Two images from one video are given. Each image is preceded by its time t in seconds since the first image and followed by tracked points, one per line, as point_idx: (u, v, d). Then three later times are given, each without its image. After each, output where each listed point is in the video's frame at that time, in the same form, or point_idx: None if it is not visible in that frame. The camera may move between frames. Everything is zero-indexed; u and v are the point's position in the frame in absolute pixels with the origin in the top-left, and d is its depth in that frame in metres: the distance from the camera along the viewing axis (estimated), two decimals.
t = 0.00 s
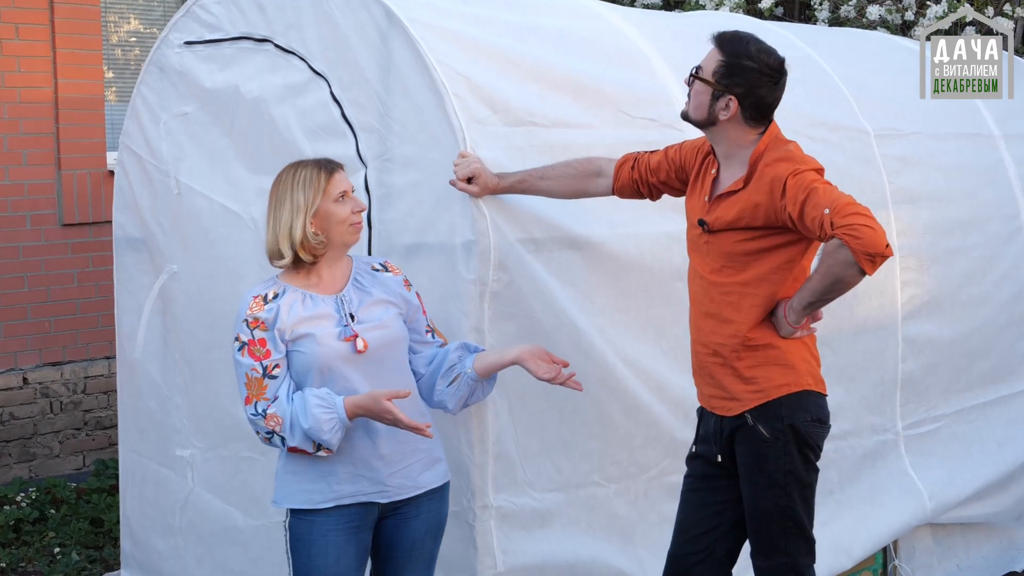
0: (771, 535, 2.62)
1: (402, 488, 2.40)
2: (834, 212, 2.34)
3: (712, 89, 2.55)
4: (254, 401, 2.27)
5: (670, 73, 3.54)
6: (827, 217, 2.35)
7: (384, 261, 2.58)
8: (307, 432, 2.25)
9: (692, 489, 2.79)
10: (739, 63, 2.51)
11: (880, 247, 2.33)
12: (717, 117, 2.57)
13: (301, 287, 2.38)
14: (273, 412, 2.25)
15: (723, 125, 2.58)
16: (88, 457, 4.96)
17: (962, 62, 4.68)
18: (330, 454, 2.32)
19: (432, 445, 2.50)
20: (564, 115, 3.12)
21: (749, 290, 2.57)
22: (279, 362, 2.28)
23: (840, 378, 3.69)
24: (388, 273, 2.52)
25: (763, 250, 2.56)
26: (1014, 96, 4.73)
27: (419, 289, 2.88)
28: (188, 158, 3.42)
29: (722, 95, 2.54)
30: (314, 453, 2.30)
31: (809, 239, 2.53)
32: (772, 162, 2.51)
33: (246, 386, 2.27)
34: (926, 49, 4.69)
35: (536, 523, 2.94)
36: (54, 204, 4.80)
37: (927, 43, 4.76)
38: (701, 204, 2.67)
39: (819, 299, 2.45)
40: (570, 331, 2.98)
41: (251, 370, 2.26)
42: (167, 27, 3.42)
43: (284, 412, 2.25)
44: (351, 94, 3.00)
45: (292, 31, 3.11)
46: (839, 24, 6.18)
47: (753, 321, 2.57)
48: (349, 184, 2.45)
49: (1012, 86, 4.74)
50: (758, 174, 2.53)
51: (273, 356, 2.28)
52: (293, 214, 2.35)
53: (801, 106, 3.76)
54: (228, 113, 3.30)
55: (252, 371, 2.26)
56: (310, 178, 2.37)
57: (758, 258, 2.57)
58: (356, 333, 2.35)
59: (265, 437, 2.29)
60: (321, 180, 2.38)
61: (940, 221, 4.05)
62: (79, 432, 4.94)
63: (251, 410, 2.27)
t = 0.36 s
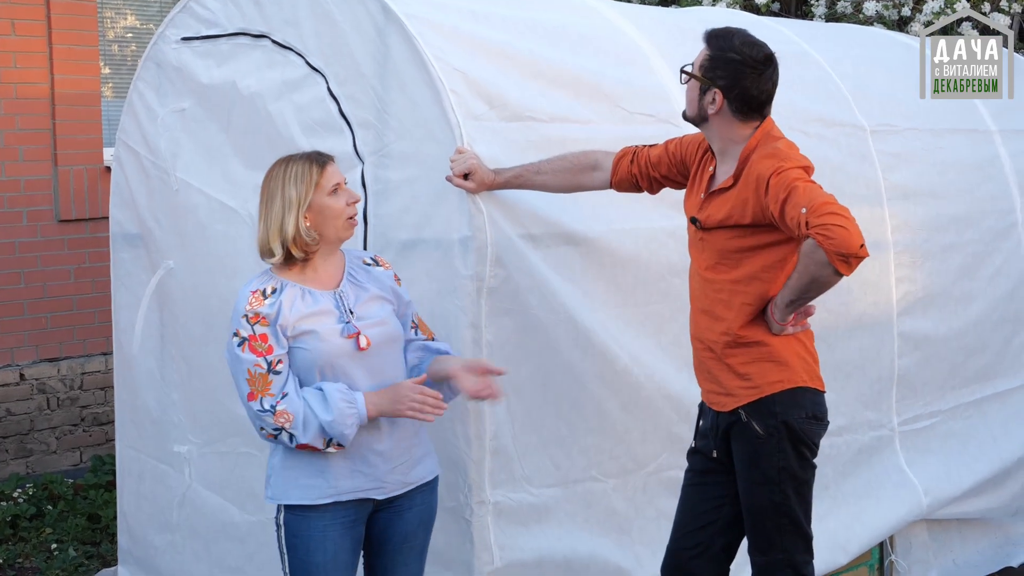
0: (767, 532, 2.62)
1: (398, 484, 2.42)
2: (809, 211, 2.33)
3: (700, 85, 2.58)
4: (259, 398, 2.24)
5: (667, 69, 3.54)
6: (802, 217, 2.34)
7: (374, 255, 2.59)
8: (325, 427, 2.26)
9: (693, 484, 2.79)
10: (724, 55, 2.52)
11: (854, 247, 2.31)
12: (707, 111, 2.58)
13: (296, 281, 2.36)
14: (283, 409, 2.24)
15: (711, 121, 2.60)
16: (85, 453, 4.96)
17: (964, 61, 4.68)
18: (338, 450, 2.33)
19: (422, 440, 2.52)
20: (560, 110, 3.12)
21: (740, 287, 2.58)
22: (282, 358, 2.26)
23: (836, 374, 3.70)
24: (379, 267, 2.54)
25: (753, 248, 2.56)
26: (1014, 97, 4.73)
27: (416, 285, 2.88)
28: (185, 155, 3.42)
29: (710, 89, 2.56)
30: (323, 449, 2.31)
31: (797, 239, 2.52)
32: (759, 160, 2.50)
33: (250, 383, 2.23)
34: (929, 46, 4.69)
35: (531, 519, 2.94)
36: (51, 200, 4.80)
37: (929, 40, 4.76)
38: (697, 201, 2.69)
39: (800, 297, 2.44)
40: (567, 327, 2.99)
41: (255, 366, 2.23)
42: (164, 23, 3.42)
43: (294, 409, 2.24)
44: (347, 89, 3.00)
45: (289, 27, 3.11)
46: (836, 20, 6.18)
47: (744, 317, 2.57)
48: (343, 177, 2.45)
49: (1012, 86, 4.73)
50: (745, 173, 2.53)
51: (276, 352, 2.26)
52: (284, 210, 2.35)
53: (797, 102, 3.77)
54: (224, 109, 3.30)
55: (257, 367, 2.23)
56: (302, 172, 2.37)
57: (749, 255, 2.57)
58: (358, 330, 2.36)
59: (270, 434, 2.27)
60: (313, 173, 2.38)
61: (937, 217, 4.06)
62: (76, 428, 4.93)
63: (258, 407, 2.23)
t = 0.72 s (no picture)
0: (767, 531, 2.63)
1: (394, 483, 2.44)
2: (807, 209, 2.33)
3: (700, 89, 2.57)
4: (278, 402, 2.23)
5: (665, 68, 3.54)
6: (799, 214, 2.35)
7: (372, 254, 2.59)
8: (343, 442, 2.28)
9: (691, 483, 2.79)
10: (727, 61, 2.52)
11: (852, 244, 2.31)
12: (708, 116, 2.58)
13: (313, 284, 2.33)
14: (305, 416, 2.23)
15: (711, 124, 2.59)
16: (83, 452, 4.95)
17: (963, 62, 4.65)
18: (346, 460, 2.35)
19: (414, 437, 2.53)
20: (558, 109, 3.12)
21: (737, 286, 2.58)
22: (299, 362, 2.25)
23: (834, 372, 3.71)
24: (379, 267, 2.54)
25: (750, 246, 2.56)
26: (1014, 98, 4.71)
27: (414, 283, 2.88)
28: (183, 154, 3.41)
29: (711, 94, 2.55)
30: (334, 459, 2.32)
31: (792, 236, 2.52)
32: (755, 158, 2.51)
33: (268, 386, 2.22)
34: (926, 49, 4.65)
35: (529, 518, 2.94)
36: (48, 199, 4.79)
37: (928, 41, 4.73)
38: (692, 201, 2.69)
39: (799, 295, 2.44)
40: (565, 326, 2.99)
41: (274, 370, 2.22)
42: (161, 22, 3.42)
43: (314, 417, 2.24)
44: (345, 88, 2.99)
45: (287, 26, 3.11)
46: (833, 18, 6.19)
47: (744, 315, 2.58)
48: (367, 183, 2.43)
49: (1012, 86, 4.72)
50: (741, 171, 2.53)
51: (293, 355, 2.24)
52: (318, 215, 2.29)
53: (795, 101, 3.77)
54: (223, 109, 3.29)
55: (276, 371, 2.22)
56: (338, 178, 2.32)
57: (746, 253, 2.57)
58: (372, 338, 2.36)
59: (285, 439, 2.26)
60: (348, 181, 2.34)
61: (934, 216, 4.07)
62: (73, 427, 4.93)
63: (277, 411, 2.23)
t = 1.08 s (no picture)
0: (763, 533, 2.63)
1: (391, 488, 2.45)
2: (808, 211, 2.35)
3: (709, 99, 2.56)
4: (303, 415, 2.21)
5: (660, 70, 3.55)
6: (801, 216, 2.36)
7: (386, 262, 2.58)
8: (357, 459, 2.29)
9: (686, 485, 2.80)
10: (733, 65, 2.54)
11: (853, 246, 2.33)
12: (721, 125, 2.57)
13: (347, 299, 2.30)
14: (328, 430, 2.23)
15: (723, 134, 2.58)
16: (77, 454, 4.95)
17: (964, 62, 4.74)
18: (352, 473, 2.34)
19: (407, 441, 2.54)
20: (552, 111, 3.13)
21: (734, 286, 2.58)
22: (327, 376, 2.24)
23: (830, 375, 3.71)
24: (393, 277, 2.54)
25: (746, 247, 2.57)
26: (1014, 98, 4.77)
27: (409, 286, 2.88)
28: (178, 156, 3.41)
29: (723, 101, 2.56)
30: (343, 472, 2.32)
31: (789, 237, 2.54)
32: (753, 160, 2.51)
33: (296, 398, 2.21)
34: (929, 47, 4.80)
35: (524, 520, 2.95)
36: (43, 201, 4.78)
37: (928, 43, 4.86)
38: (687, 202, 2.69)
39: (799, 297, 2.45)
40: (560, 329, 2.99)
41: (303, 383, 2.20)
42: (157, 24, 3.42)
43: (336, 433, 2.24)
44: (341, 90, 3.00)
45: (282, 27, 3.11)
46: (828, 21, 6.21)
47: (742, 315, 2.58)
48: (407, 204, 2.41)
49: (1011, 86, 4.77)
50: (739, 173, 2.54)
51: (323, 369, 2.23)
52: (382, 239, 2.26)
53: (790, 103, 3.78)
54: (218, 111, 3.30)
55: (306, 384, 2.20)
56: (399, 203, 2.30)
57: (742, 255, 2.58)
58: (395, 358, 2.38)
59: (302, 450, 2.25)
60: (406, 204, 2.33)
61: (928, 219, 4.08)
62: (68, 429, 4.92)
63: (301, 424, 2.21)
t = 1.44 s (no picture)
0: (755, 533, 2.63)
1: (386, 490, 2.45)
2: (805, 212, 2.35)
3: (692, 107, 2.57)
4: (302, 417, 2.21)
5: (652, 71, 3.55)
6: (798, 217, 2.36)
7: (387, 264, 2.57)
8: (355, 463, 2.28)
9: (679, 485, 2.80)
10: (706, 70, 2.54)
11: (851, 247, 2.34)
12: (708, 129, 2.58)
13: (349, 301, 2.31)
14: (325, 433, 2.23)
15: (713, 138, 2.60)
16: (68, 455, 4.93)
17: (963, 62, 4.81)
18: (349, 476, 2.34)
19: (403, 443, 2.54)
20: (544, 112, 3.13)
21: (728, 286, 2.59)
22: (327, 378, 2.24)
23: (822, 375, 3.72)
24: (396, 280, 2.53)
25: (740, 246, 2.57)
26: (1014, 97, 4.86)
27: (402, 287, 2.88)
28: (170, 156, 3.41)
29: (705, 106, 2.56)
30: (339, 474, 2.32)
31: (784, 237, 2.55)
32: (748, 159, 2.52)
33: (295, 400, 2.20)
34: (930, 48, 4.86)
35: (516, 521, 2.95)
36: (33, 201, 4.77)
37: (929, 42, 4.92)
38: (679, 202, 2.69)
39: (795, 298, 2.45)
40: (552, 329, 2.99)
41: (303, 386, 2.20)
42: (148, 23, 3.41)
43: (334, 436, 2.24)
44: (333, 90, 3.00)
45: (274, 27, 3.11)
46: (820, 22, 6.24)
47: (738, 315, 2.59)
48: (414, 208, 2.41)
49: (1011, 86, 4.86)
50: (734, 172, 2.55)
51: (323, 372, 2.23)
52: (389, 244, 2.26)
53: (782, 104, 3.80)
54: (210, 111, 3.29)
55: (306, 387, 2.20)
56: (406, 207, 2.30)
57: (737, 254, 2.58)
58: (395, 364, 2.38)
59: (299, 451, 2.25)
60: (414, 209, 2.33)
61: (919, 220, 4.10)
62: (59, 429, 4.91)
63: (298, 426, 2.21)
